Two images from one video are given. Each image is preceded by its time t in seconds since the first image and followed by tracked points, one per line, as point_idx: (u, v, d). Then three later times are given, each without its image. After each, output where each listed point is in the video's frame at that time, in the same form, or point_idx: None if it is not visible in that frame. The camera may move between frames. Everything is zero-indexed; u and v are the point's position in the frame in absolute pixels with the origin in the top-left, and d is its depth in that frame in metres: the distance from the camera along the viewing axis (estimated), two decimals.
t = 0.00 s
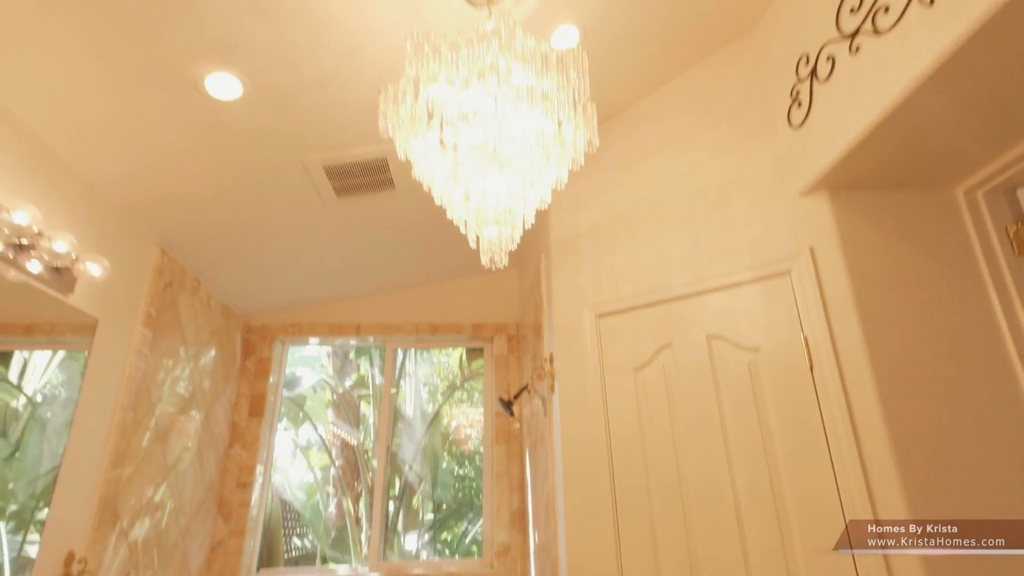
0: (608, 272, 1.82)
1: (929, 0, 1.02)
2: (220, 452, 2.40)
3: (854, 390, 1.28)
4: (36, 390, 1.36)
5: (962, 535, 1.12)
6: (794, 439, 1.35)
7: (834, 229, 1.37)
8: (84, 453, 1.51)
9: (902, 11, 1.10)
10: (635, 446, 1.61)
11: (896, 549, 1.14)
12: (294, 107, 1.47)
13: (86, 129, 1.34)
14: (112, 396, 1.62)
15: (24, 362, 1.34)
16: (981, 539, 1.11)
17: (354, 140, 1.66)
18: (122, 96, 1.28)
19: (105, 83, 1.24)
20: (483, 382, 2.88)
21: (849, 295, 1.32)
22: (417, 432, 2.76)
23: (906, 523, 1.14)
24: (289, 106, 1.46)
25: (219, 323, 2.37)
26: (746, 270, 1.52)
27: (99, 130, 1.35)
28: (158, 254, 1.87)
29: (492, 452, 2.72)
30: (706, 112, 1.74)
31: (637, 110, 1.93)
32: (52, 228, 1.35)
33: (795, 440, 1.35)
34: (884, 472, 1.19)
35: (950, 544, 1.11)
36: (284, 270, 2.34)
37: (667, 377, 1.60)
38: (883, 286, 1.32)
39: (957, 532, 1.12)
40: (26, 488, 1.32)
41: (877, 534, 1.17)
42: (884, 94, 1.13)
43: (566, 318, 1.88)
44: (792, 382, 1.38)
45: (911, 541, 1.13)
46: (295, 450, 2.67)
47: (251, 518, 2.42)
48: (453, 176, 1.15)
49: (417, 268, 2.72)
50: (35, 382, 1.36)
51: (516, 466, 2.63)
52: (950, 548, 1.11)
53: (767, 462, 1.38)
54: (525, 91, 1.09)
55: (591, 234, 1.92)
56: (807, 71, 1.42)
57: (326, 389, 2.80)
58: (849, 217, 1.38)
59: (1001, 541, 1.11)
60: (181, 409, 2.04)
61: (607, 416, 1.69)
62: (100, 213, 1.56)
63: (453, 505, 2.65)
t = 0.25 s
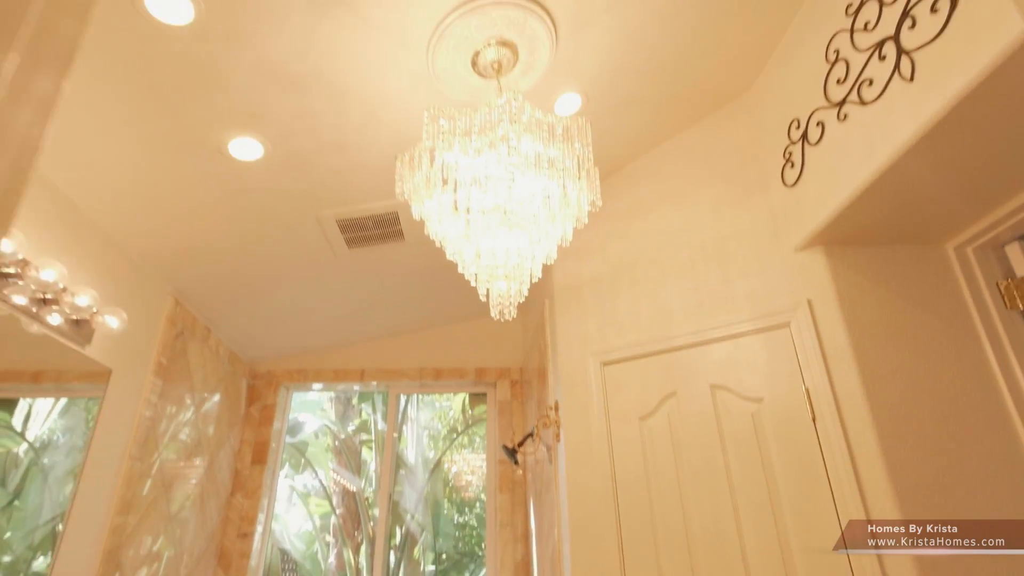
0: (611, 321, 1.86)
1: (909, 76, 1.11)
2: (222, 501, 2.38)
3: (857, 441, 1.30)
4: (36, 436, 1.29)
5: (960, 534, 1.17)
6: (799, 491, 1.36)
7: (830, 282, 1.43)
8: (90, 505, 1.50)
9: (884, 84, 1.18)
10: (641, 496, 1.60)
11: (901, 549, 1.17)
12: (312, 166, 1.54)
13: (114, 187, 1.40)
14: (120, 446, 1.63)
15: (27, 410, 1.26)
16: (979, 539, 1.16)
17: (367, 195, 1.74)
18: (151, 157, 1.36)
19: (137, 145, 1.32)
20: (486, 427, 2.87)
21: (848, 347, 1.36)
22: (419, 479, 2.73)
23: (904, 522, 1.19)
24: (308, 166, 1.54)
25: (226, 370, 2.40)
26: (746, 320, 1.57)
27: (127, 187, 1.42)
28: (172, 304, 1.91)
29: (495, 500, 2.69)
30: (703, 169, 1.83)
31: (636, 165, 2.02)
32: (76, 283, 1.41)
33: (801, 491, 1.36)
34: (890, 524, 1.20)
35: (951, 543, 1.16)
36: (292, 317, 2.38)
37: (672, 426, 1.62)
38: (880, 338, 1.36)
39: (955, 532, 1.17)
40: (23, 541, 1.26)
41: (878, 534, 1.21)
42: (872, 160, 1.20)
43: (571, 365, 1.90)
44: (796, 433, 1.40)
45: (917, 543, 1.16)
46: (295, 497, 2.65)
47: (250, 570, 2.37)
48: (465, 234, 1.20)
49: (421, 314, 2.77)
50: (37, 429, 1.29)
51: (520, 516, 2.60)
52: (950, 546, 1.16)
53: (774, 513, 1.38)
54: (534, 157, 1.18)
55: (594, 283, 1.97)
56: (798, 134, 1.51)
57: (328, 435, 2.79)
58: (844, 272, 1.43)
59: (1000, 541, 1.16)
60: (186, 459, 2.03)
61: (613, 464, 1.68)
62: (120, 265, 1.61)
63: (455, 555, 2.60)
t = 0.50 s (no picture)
0: (613, 348, 1.88)
1: (896, 114, 1.17)
2: (223, 530, 2.36)
3: (858, 467, 1.31)
4: (38, 462, 1.29)
5: (961, 533, 1.20)
6: (802, 517, 1.37)
7: (826, 310, 1.47)
8: (94, 534, 1.50)
9: (873, 122, 1.24)
10: (645, 523, 1.60)
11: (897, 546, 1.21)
12: (323, 198, 1.60)
13: (132, 217, 1.45)
14: (126, 474, 1.64)
15: (30, 439, 1.26)
16: (979, 538, 1.20)
17: (375, 226, 1.79)
18: (168, 190, 1.41)
19: (157, 178, 1.37)
20: (487, 456, 2.86)
21: (846, 374, 1.39)
22: (420, 509, 2.71)
23: (903, 522, 1.23)
24: (319, 197, 1.59)
25: (230, 398, 2.41)
26: (746, 347, 1.60)
27: (144, 218, 1.47)
28: (179, 332, 1.94)
29: (497, 530, 2.66)
30: (701, 200, 1.88)
31: (636, 196, 2.08)
32: (91, 311, 1.44)
33: (804, 518, 1.37)
34: (893, 550, 1.21)
35: (951, 543, 1.20)
36: (297, 344, 2.40)
37: (675, 452, 1.63)
38: (877, 364, 1.39)
39: (956, 531, 1.21)
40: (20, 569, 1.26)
41: (877, 534, 1.24)
42: (863, 194, 1.25)
43: (574, 391, 1.91)
44: (798, 459, 1.42)
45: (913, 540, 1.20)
46: (295, 527, 2.63)
47: None
48: (473, 262, 1.24)
49: (424, 341, 2.79)
50: (40, 458, 1.29)
51: (522, 546, 2.58)
52: (950, 546, 1.19)
53: (777, 540, 1.39)
54: (538, 191, 1.24)
55: (595, 310, 2.00)
56: (792, 168, 1.57)
57: (329, 463, 2.78)
58: (839, 300, 1.47)
59: (1001, 541, 1.19)
60: (187, 489, 2.03)
61: (616, 491, 1.68)
62: (132, 294, 1.65)
63: None
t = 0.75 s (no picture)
0: (615, 367, 1.91)
1: (887, 141, 1.22)
2: (226, 550, 2.35)
3: (858, 485, 1.33)
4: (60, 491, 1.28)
5: (961, 534, 1.24)
6: (805, 534, 1.38)
7: (824, 329, 1.50)
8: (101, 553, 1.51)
9: (865, 148, 1.29)
10: (650, 542, 1.60)
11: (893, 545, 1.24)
12: (334, 220, 1.65)
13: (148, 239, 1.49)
14: (134, 492, 1.65)
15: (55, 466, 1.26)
16: (979, 539, 1.23)
17: (383, 246, 1.84)
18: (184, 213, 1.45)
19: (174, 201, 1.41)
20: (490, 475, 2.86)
21: (845, 392, 1.41)
22: (422, 531, 2.70)
23: (905, 522, 1.26)
24: (330, 219, 1.64)
25: (235, 417, 2.42)
26: (747, 366, 1.63)
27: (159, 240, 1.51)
28: (188, 351, 1.97)
29: (500, 551, 2.65)
30: (700, 222, 1.93)
31: (636, 218, 2.13)
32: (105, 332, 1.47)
33: (806, 535, 1.38)
34: (895, 567, 1.23)
35: (951, 543, 1.23)
36: (302, 363, 2.43)
37: (678, 470, 1.64)
38: (875, 383, 1.42)
39: (956, 531, 1.24)
40: None
41: (878, 534, 1.27)
42: (858, 217, 1.30)
43: (578, 410, 1.93)
44: (800, 476, 1.43)
45: (912, 539, 1.24)
46: (297, 548, 2.61)
47: None
48: (481, 282, 1.28)
49: (428, 360, 2.82)
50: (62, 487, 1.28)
51: (526, 566, 2.58)
52: (951, 545, 1.23)
53: (781, 558, 1.40)
54: (544, 214, 1.28)
55: (598, 330, 2.03)
56: (789, 191, 1.62)
57: (332, 483, 2.78)
58: (837, 319, 1.51)
59: (1001, 540, 1.23)
60: (192, 510, 2.04)
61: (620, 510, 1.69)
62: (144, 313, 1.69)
63: None
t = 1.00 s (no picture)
0: (615, 380, 1.94)
1: (875, 160, 1.26)
2: (228, 563, 2.36)
3: (854, 496, 1.35)
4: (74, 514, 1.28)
5: (961, 533, 1.27)
6: (803, 545, 1.40)
7: (819, 342, 1.53)
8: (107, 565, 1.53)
9: (855, 166, 1.34)
10: (649, 554, 1.62)
11: (891, 544, 1.26)
12: (339, 235, 1.68)
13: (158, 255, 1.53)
14: (138, 505, 1.67)
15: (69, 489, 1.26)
16: (979, 538, 1.26)
17: (386, 261, 1.87)
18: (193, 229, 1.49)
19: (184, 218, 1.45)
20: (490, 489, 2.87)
21: (839, 405, 1.44)
22: (422, 545, 2.70)
23: (904, 522, 1.29)
24: (335, 235, 1.68)
25: (237, 429, 2.44)
26: (744, 379, 1.65)
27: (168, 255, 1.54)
28: (193, 364, 2.00)
29: (501, 564, 2.65)
30: (697, 237, 1.97)
31: (634, 233, 2.17)
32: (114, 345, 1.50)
33: (804, 546, 1.40)
34: None
35: (950, 542, 1.26)
36: (305, 376, 2.45)
37: (677, 482, 1.66)
38: (869, 395, 1.45)
39: (956, 531, 1.27)
40: None
41: (876, 534, 1.29)
42: (849, 233, 1.33)
43: (578, 422, 1.95)
44: (797, 487, 1.46)
45: (912, 538, 1.26)
46: (297, 563, 2.60)
47: None
48: (482, 294, 1.32)
49: (428, 373, 2.84)
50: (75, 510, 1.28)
51: None
52: (950, 545, 1.26)
53: (778, 569, 1.42)
54: (544, 230, 1.32)
55: (597, 343, 2.06)
56: (782, 208, 1.66)
57: (332, 496, 2.78)
58: (831, 332, 1.54)
59: (1001, 541, 1.25)
60: (194, 522, 2.05)
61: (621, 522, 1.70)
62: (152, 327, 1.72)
63: None
